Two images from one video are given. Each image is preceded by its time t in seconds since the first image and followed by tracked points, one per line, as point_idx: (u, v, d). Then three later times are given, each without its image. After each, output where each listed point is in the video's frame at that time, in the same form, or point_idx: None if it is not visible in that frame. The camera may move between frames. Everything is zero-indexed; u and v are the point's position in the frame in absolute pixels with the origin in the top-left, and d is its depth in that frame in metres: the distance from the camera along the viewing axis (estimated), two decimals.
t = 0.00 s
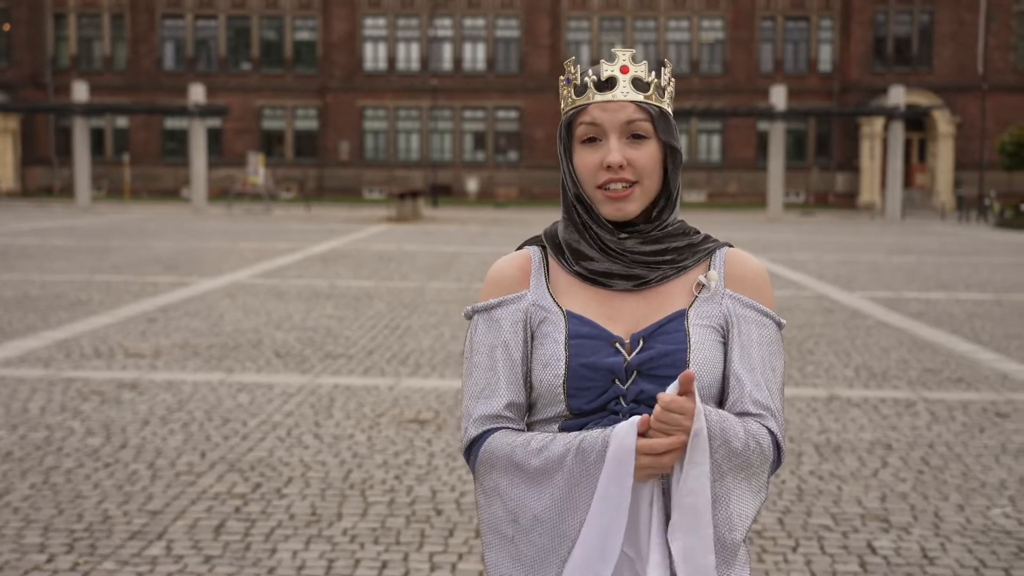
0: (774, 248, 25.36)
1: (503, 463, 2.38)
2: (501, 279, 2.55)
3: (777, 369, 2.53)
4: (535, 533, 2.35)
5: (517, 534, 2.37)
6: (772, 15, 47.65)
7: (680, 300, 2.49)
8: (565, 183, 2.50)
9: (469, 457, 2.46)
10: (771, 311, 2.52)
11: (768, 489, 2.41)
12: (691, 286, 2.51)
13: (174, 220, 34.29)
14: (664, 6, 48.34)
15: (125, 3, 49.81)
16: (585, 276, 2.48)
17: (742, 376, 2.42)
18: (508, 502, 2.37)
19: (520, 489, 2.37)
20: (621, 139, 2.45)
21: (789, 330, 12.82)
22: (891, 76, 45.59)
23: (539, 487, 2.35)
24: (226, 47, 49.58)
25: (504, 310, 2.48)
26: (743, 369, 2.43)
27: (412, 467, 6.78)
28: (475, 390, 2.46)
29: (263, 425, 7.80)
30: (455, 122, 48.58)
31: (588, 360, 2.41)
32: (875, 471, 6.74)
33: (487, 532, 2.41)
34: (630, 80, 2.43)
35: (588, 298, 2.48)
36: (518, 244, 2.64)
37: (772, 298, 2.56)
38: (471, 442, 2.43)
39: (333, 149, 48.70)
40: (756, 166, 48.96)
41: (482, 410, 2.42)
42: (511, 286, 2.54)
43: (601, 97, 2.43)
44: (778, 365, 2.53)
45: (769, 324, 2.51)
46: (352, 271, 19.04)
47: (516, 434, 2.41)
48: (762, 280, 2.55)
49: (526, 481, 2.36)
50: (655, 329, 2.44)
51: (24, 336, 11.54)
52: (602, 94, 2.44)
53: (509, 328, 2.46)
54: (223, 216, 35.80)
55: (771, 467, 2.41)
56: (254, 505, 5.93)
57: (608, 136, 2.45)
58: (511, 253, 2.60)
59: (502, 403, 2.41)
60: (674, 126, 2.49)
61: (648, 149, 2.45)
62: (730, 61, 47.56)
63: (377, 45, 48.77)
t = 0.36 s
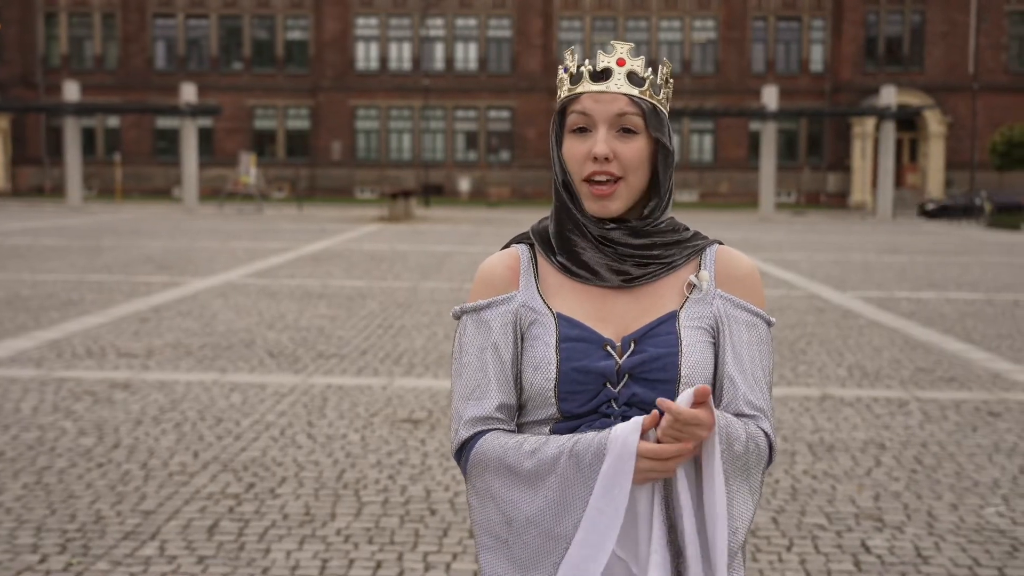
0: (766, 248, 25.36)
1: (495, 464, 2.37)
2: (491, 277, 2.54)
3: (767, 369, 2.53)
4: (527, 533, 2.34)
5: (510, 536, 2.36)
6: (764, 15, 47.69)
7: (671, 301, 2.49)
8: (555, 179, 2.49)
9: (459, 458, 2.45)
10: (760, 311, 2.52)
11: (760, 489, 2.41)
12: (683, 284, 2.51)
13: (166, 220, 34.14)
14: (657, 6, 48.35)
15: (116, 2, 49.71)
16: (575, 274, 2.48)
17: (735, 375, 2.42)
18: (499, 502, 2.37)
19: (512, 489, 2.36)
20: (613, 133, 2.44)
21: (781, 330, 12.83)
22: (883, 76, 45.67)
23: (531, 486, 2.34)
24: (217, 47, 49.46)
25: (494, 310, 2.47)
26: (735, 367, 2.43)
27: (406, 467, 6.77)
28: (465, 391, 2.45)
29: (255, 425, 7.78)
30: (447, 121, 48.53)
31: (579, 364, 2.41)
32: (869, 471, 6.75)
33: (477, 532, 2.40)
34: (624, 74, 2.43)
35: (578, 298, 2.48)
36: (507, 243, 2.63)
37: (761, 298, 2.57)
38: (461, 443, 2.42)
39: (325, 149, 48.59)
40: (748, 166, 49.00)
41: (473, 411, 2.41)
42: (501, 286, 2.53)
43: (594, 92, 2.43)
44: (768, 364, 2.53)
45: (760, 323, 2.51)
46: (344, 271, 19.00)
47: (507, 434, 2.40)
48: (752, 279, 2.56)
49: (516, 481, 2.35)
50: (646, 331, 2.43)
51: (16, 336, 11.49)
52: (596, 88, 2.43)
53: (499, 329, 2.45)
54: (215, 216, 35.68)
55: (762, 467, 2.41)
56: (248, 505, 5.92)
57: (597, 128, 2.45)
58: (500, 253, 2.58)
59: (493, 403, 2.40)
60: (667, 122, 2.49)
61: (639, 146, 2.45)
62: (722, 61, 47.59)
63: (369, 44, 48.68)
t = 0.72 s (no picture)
0: (760, 248, 25.39)
1: (493, 466, 2.35)
2: (487, 278, 2.53)
3: (763, 371, 2.53)
4: (525, 536, 2.33)
5: (506, 538, 2.36)
6: (757, 15, 47.76)
7: (668, 301, 2.48)
8: (551, 181, 2.48)
9: (456, 459, 2.44)
10: (757, 312, 2.52)
11: (758, 491, 2.41)
12: (680, 285, 2.51)
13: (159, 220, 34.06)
14: (649, 6, 48.38)
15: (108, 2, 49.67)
16: (572, 274, 2.47)
17: (730, 376, 2.43)
18: (496, 503, 2.36)
19: (509, 491, 2.35)
20: (607, 136, 2.44)
21: (775, 330, 12.84)
22: (875, 76, 45.76)
23: (529, 489, 2.33)
24: (210, 46, 49.39)
25: (491, 311, 2.46)
26: (730, 368, 2.43)
27: (400, 467, 6.76)
28: (461, 392, 2.44)
29: (249, 425, 7.76)
30: (440, 121, 48.49)
31: (577, 364, 2.40)
32: (863, 470, 6.76)
33: (475, 535, 2.39)
34: (619, 77, 2.44)
35: (575, 298, 2.47)
36: (504, 244, 2.62)
37: (757, 299, 2.57)
38: (458, 445, 2.41)
39: (318, 149, 48.57)
40: (741, 166, 49.08)
41: (470, 412, 2.39)
42: (499, 287, 2.52)
43: (588, 94, 2.43)
44: (764, 365, 2.54)
45: (756, 324, 2.51)
46: (338, 271, 18.97)
47: (504, 435, 2.39)
48: (748, 281, 2.56)
49: (514, 482, 2.34)
50: (643, 331, 2.43)
51: (8, 336, 11.45)
52: (590, 91, 2.44)
53: (496, 330, 2.44)
54: (208, 216, 35.61)
55: (761, 469, 2.41)
56: (242, 505, 5.91)
57: (589, 133, 2.45)
58: (497, 254, 2.57)
59: (490, 404, 2.39)
60: (662, 124, 2.49)
61: (634, 149, 2.45)
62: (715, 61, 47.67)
63: (362, 44, 48.64)
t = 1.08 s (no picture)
0: (756, 248, 25.39)
1: (499, 470, 2.35)
2: (498, 276, 2.52)
3: (771, 371, 2.53)
4: (533, 540, 2.33)
5: (512, 542, 2.35)
6: (752, 16, 47.77)
7: (676, 303, 2.48)
8: (559, 180, 2.48)
9: (462, 461, 2.44)
10: (764, 314, 2.53)
11: (766, 493, 2.41)
12: (689, 286, 2.51)
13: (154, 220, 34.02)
14: (644, 6, 48.32)
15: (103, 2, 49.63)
16: (581, 274, 2.47)
17: (739, 378, 2.43)
18: (505, 508, 2.35)
19: (517, 496, 2.34)
20: (615, 135, 2.44)
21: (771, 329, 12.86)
22: (870, 77, 45.81)
23: (536, 495, 2.33)
24: (204, 46, 49.33)
25: (500, 311, 2.46)
26: (738, 371, 2.44)
27: (398, 467, 6.76)
28: (469, 394, 2.44)
29: (246, 425, 7.76)
30: (435, 121, 48.44)
31: (587, 365, 2.40)
32: (861, 470, 6.76)
33: (481, 538, 2.39)
34: (628, 75, 2.43)
35: (583, 298, 2.47)
36: (511, 242, 2.62)
37: (766, 300, 2.57)
38: (465, 446, 2.40)
39: (313, 149, 48.55)
40: (736, 166, 49.15)
41: (477, 414, 2.39)
42: (508, 287, 2.51)
43: (598, 93, 2.43)
44: (771, 364, 2.54)
45: (764, 326, 2.52)
46: (334, 271, 18.96)
47: (512, 438, 2.39)
48: (758, 284, 2.56)
49: (522, 486, 2.33)
50: (653, 332, 2.42)
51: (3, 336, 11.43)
52: (600, 89, 2.44)
53: (505, 330, 2.44)
54: (203, 216, 35.58)
55: (769, 471, 2.42)
56: (239, 506, 5.90)
57: (601, 133, 2.44)
58: (505, 252, 2.57)
59: (497, 405, 2.39)
60: (671, 123, 2.48)
61: (641, 148, 2.44)
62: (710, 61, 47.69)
63: (357, 44, 48.56)
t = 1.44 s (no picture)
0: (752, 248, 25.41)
1: (512, 470, 2.34)
2: (506, 277, 2.52)
3: (780, 366, 2.54)
4: (547, 540, 2.33)
5: (527, 542, 2.35)
6: (748, 16, 47.85)
7: (686, 299, 2.49)
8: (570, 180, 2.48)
9: (474, 462, 2.43)
10: (774, 309, 2.53)
11: (779, 488, 2.41)
12: (697, 283, 2.51)
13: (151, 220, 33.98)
14: (641, 6, 48.34)
15: (99, 2, 49.66)
16: (591, 273, 2.46)
17: (750, 374, 2.43)
18: (519, 508, 2.34)
19: (531, 495, 2.33)
20: (626, 133, 2.44)
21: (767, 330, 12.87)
22: (866, 77, 45.90)
23: (551, 495, 2.32)
24: (201, 46, 49.36)
25: (509, 311, 2.45)
26: (749, 366, 2.44)
27: (395, 467, 6.76)
28: (479, 394, 2.42)
29: (244, 425, 7.76)
30: (431, 121, 48.46)
31: (598, 361, 2.39)
32: (858, 469, 6.78)
33: (495, 539, 2.39)
34: (637, 76, 2.43)
35: (593, 295, 2.47)
36: (519, 243, 2.61)
37: (774, 296, 2.58)
38: (477, 447, 2.39)
39: (309, 149, 48.53)
40: (732, 166, 49.21)
41: (488, 415, 2.38)
42: (516, 287, 2.51)
43: (607, 91, 2.43)
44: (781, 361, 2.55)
45: (773, 322, 2.52)
46: (330, 271, 18.97)
47: (523, 437, 2.38)
48: (765, 280, 2.57)
49: (535, 486, 2.33)
50: (664, 327, 2.43)
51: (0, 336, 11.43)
52: (610, 87, 2.43)
53: (514, 330, 2.43)
54: (200, 216, 35.58)
55: (783, 466, 2.42)
56: (237, 506, 5.89)
57: (611, 130, 2.44)
58: (513, 253, 2.57)
59: (508, 406, 2.38)
60: (681, 122, 2.48)
61: (650, 146, 2.45)
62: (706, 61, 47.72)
63: (353, 44, 48.55)
